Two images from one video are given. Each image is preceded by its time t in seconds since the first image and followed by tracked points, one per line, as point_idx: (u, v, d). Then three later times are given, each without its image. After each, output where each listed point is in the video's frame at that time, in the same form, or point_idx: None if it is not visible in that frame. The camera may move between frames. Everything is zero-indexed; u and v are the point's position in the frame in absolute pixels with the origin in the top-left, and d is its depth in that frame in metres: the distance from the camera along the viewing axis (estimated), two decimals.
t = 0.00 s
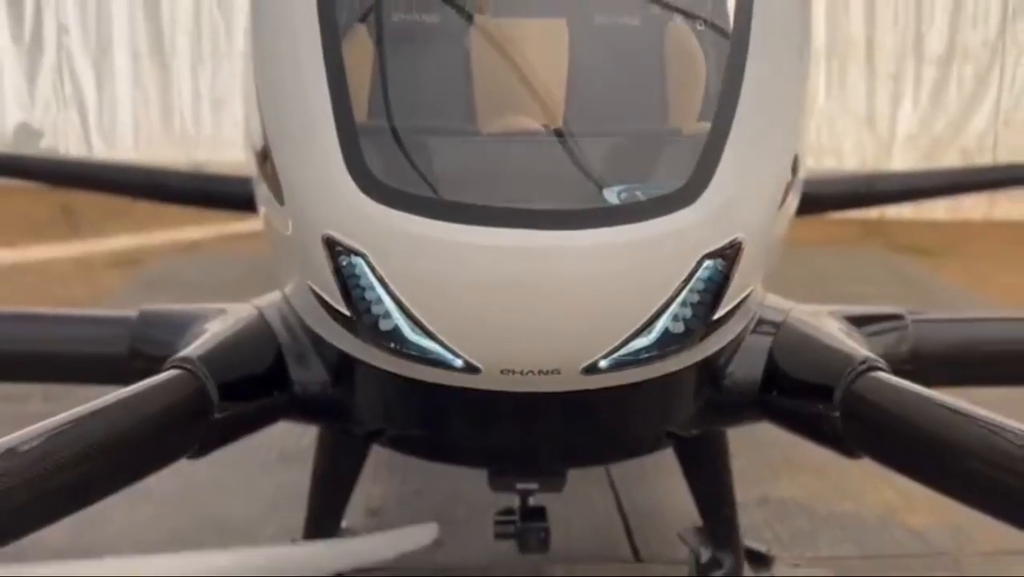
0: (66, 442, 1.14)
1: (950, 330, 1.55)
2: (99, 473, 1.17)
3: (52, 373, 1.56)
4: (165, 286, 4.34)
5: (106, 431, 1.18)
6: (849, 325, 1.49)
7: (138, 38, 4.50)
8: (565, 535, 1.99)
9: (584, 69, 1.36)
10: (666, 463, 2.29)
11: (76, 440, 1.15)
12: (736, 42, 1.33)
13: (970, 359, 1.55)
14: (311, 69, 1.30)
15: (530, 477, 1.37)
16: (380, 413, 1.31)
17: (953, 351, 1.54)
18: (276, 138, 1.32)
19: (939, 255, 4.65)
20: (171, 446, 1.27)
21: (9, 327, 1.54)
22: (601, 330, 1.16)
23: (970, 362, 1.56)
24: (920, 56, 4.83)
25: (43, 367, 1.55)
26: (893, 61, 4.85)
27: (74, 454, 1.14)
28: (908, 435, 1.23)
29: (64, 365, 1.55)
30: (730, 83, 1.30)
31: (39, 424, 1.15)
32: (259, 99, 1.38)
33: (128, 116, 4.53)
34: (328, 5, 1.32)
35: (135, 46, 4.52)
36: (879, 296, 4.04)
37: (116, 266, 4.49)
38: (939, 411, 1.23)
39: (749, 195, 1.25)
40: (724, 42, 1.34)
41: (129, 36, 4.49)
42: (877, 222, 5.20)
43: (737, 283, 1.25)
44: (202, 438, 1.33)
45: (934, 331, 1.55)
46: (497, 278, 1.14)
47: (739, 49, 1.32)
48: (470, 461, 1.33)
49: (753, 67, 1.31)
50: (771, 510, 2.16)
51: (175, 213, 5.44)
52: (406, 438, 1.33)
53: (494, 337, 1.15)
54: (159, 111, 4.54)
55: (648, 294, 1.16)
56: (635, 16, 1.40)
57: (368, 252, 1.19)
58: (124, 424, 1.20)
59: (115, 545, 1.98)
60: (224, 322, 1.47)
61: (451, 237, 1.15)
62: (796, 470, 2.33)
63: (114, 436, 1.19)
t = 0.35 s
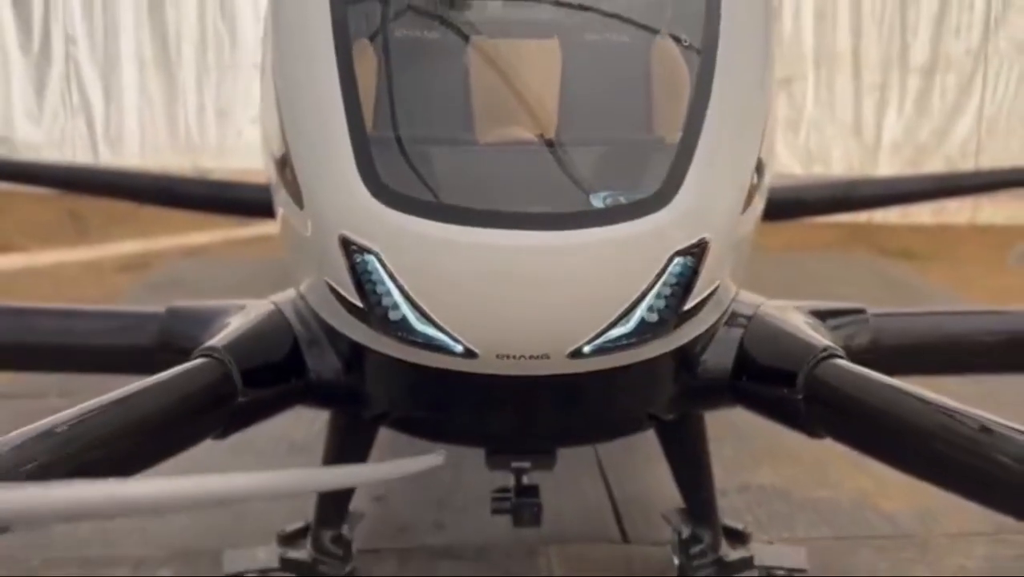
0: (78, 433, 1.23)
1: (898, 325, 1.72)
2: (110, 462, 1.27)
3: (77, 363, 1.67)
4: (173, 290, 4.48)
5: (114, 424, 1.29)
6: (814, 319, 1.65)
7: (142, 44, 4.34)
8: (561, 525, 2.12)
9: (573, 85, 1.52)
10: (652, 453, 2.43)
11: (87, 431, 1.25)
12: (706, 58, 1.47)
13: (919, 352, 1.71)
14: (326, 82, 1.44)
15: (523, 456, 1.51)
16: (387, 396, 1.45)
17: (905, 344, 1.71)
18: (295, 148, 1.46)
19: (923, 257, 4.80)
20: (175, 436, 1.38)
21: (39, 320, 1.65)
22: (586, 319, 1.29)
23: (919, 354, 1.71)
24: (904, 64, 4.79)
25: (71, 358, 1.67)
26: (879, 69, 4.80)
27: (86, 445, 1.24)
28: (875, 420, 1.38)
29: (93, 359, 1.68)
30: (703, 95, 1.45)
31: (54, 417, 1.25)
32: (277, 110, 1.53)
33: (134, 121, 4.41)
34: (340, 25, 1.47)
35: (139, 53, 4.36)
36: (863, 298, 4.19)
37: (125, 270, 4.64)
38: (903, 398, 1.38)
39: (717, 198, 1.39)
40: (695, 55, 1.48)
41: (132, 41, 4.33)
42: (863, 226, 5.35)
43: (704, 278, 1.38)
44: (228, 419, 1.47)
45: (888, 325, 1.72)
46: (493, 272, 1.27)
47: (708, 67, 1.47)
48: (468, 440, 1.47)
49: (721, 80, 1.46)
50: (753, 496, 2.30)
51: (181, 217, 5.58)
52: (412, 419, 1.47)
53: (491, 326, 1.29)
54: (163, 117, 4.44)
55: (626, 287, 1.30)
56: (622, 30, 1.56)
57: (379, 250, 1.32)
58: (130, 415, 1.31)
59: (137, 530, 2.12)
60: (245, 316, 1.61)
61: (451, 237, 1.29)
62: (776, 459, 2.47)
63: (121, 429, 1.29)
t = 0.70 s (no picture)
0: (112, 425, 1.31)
1: (874, 324, 1.84)
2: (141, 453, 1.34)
3: (106, 357, 1.79)
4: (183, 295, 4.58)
5: (143, 419, 1.36)
6: (795, 318, 1.77)
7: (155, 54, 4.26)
8: (561, 515, 2.24)
9: (571, 101, 1.63)
10: (647, 448, 2.56)
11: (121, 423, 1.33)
12: (692, 74, 1.62)
13: (894, 350, 1.83)
14: (349, 92, 1.58)
15: (524, 445, 1.63)
16: (399, 388, 1.57)
17: (882, 342, 1.82)
18: (317, 158, 1.59)
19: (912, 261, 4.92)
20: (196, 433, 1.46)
21: (76, 317, 1.78)
22: (584, 315, 1.41)
23: (894, 351, 1.83)
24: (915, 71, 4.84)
25: (105, 354, 1.80)
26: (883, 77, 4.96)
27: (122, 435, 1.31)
28: (857, 408, 1.48)
29: (127, 353, 1.81)
30: (689, 109, 1.59)
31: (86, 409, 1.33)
32: (300, 120, 1.66)
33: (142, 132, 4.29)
34: (360, 41, 1.62)
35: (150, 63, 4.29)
36: (855, 303, 4.30)
37: (135, 277, 4.73)
38: (882, 389, 1.48)
39: (701, 204, 1.51)
40: (683, 72, 1.62)
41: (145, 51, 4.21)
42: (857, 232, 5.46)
43: (692, 277, 1.50)
44: (253, 410, 1.59)
45: (865, 324, 1.84)
46: (499, 273, 1.39)
47: (693, 86, 1.61)
48: (474, 430, 1.58)
49: (706, 96, 1.60)
50: (743, 488, 2.41)
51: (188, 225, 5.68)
52: (422, 410, 1.59)
53: (498, 320, 1.40)
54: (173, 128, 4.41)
55: (620, 286, 1.42)
56: (616, 49, 1.66)
57: (396, 253, 1.43)
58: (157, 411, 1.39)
59: (158, 520, 2.24)
60: (267, 315, 1.74)
61: (460, 240, 1.41)
62: (765, 454, 2.59)
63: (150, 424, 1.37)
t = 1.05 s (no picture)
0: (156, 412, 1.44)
1: (844, 321, 2.01)
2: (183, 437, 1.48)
3: (131, 353, 1.96)
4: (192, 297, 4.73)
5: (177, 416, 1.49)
6: (773, 315, 1.94)
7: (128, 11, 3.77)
8: (559, 501, 2.40)
9: (568, 118, 1.79)
10: (640, 444, 2.73)
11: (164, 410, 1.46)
12: (675, 91, 1.79)
13: (862, 346, 2.00)
14: (366, 109, 1.75)
15: (525, 431, 1.79)
16: (411, 379, 1.72)
17: (851, 338, 1.99)
18: (338, 170, 1.75)
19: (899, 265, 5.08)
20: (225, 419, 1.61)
21: (119, 316, 1.95)
22: (579, 310, 1.56)
23: (863, 346, 2.00)
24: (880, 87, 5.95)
25: (142, 350, 1.97)
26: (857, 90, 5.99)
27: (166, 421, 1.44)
28: (830, 397, 1.61)
29: (161, 350, 1.98)
30: (672, 123, 1.76)
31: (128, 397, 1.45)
32: (322, 135, 1.83)
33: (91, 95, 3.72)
34: (375, 62, 1.79)
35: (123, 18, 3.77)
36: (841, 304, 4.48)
37: (147, 281, 4.89)
38: (853, 383, 1.61)
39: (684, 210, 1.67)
40: (666, 90, 1.79)
41: None
42: (843, 238, 5.69)
43: (676, 276, 1.65)
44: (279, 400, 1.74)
45: (836, 320, 2.01)
46: (503, 273, 1.54)
47: (677, 102, 1.78)
48: (480, 417, 1.75)
49: (688, 111, 1.77)
50: (729, 477, 2.57)
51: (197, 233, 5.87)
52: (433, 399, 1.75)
53: (502, 315, 1.55)
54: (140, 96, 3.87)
55: (610, 283, 1.57)
56: (608, 70, 1.83)
57: (411, 256, 1.59)
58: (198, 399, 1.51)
59: (181, 509, 2.39)
60: (290, 314, 1.90)
61: (468, 243, 1.56)
62: (750, 446, 2.76)
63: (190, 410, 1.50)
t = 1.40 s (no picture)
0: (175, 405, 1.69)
1: (826, 324, 2.15)
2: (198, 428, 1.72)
3: (153, 351, 2.12)
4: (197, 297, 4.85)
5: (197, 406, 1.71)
6: (747, 316, 2.09)
7: None
8: (551, 492, 2.55)
9: (558, 132, 1.94)
10: (629, 439, 2.88)
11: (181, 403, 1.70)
12: (654, 108, 1.94)
13: (845, 347, 2.16)
14: (372, 125, 1.90)
15: (519, 422, 1.94)
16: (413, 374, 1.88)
17: (824, 337, 2.14)
18: (347, 181, 1.91)
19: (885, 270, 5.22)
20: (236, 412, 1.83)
21: (143, 318, 2.11)
22: (566, 309, 1.70)
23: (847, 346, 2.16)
24: (866, 96, 6.14)
25: (162, 348, 2.12)
26: (844, 99, 6.16)
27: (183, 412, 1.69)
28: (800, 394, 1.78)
29: (180, 347, 2.13)
30: (652, 138, 1.91)
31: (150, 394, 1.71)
32: (332, 149, 1.98)
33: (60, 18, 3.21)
34: (380, 82, 1.94)
35: None
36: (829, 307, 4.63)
37: (153, 286, 5.02)
38: (825, 378, 1.77)
39: (663, 217, 1.82)
40: (647, 105, 1.94)
41: None
42: (833, 243, 5.82)
43: (655, 277, 1.79)
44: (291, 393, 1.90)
45: (808, 320, 2.15)
46: (498, 276, 1.69)
47: (656, 119, 1.93)
48: (476, 409, 1.90)
49: (667, 126, 1.92)
50: (712, 469, 2.72)
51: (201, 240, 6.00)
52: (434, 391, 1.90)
53: (497, 314, 1.69)
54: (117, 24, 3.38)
55: (594, 284, 1.71)
56: (594, 88, 1.98)
57: (414, 260, 1.74)
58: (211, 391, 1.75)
59: (194, 500, 2.54)
60: (301, 316, 2.05)
61: (465, 249, 1.71)
62: (733, 441, 2.91)
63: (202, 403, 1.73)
